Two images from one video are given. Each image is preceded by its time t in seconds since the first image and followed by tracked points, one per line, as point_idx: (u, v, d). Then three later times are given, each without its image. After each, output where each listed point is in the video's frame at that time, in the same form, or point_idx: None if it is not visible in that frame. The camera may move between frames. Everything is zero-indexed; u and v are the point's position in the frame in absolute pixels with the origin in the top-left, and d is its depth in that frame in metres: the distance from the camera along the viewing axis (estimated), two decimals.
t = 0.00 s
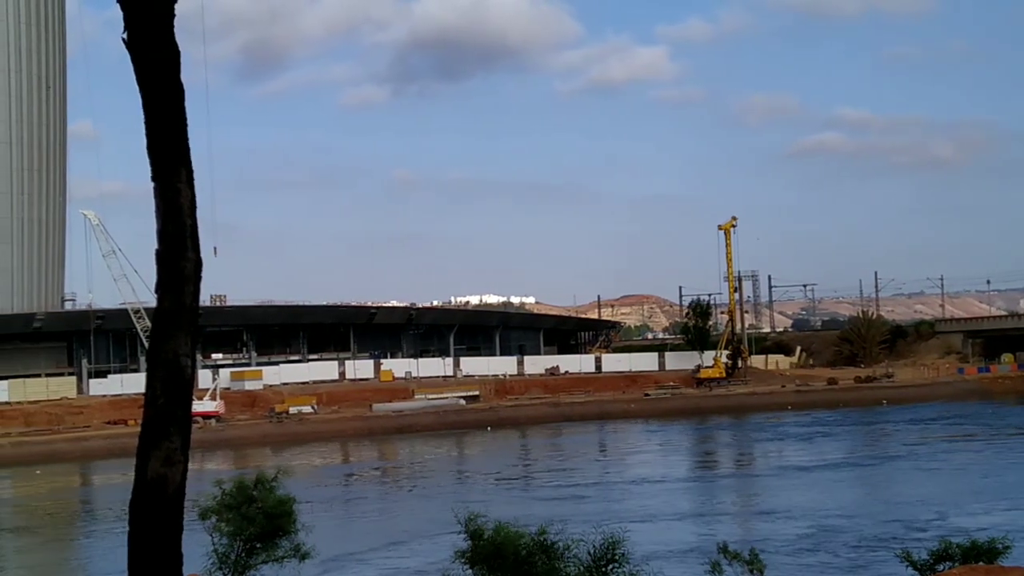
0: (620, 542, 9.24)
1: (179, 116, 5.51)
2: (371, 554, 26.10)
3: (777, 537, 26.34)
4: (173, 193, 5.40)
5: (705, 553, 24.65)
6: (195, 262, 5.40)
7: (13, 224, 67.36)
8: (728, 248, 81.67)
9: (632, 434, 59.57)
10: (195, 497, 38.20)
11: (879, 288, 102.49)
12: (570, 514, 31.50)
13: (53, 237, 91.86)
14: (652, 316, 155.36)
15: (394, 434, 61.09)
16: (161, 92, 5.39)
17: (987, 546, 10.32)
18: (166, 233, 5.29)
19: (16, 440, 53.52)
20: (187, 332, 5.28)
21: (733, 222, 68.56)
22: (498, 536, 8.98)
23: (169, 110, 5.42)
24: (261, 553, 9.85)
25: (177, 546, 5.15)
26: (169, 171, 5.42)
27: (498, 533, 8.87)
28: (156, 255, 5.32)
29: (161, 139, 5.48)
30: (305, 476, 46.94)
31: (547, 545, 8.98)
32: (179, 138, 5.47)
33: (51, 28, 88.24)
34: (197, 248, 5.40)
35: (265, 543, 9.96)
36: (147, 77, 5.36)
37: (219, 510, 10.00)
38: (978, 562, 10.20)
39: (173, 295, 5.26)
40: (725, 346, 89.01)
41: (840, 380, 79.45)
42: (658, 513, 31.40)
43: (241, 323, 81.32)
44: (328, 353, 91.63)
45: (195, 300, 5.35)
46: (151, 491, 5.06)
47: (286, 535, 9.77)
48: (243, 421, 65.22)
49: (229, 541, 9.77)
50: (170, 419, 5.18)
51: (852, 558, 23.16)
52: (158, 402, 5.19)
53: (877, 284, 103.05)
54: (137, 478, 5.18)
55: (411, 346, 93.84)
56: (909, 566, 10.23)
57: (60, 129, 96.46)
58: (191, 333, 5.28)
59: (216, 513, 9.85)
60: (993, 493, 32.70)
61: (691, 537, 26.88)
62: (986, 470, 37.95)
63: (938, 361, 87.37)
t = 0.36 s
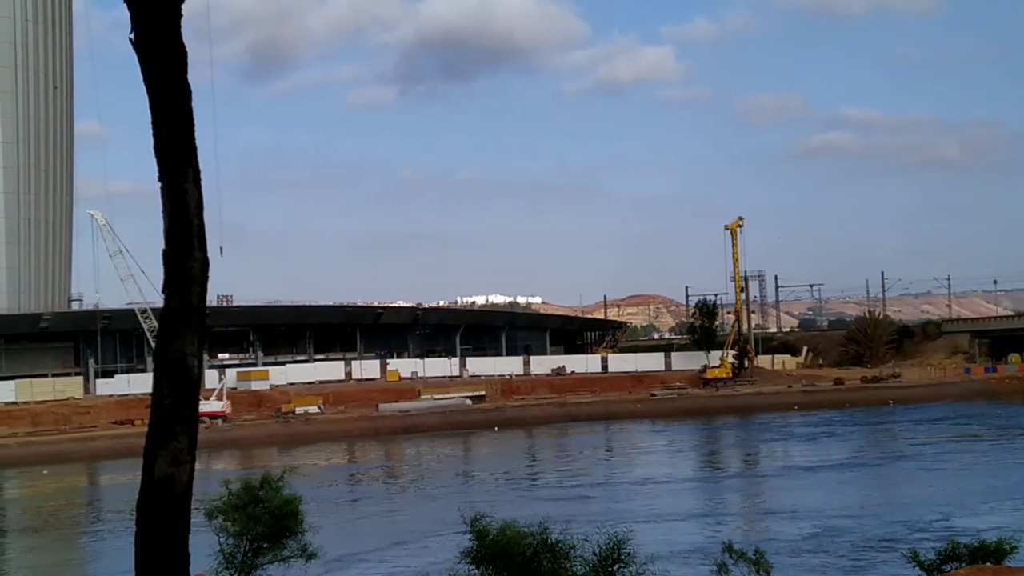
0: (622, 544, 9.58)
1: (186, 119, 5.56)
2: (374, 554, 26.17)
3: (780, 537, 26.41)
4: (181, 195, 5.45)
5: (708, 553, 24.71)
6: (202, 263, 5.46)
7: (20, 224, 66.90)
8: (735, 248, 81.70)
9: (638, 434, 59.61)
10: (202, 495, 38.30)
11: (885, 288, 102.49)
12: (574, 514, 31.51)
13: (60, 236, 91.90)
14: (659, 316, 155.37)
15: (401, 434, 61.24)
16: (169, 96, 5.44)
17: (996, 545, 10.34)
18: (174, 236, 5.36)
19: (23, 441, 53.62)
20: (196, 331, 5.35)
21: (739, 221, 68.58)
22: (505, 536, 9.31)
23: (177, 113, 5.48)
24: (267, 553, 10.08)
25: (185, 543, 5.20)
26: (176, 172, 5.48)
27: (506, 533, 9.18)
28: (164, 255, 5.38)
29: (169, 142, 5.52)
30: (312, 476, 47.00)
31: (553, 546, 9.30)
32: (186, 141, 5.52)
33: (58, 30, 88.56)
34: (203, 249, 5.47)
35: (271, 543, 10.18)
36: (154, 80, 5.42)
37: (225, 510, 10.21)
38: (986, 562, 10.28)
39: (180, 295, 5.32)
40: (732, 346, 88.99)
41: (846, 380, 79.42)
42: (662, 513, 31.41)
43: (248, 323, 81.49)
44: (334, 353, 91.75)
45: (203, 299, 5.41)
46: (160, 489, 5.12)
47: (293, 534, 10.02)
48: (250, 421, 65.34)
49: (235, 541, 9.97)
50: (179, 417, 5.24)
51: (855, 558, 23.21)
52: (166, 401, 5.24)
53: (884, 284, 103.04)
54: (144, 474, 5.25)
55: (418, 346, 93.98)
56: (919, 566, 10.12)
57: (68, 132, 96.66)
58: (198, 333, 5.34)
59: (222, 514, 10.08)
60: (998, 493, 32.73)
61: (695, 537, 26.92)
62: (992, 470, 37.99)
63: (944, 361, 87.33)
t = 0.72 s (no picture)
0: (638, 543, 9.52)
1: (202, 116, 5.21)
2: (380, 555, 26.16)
3: (792, 537, 26.48)
4: (195, 195, 5.07)
5: (720, 553, 24.76)
6: (217, 263, 5.07)
7: (33, 224, 66.00)
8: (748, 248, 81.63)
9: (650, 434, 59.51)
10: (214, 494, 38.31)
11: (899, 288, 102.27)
12: (585, 515, 31.55)
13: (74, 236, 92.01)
14: (672, 316, 155.42)
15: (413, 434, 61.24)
16: (184, 94, 5.09)
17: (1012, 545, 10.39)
18: (187, 234, 4.98)
19: (36, 440, 53.58)
20: (210, 330, 4.97)
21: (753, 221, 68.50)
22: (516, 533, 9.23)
23: (191, 109, 5.13)
24: (281, 553, 10.22)
25: (199, 550, 4.86)
26: (190, 169, 5.10)
27: (516, 530, 9.14)
28: (177, 254, 5.00)
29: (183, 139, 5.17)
30: (325, 475, 46.99)
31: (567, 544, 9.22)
32: (200, 137, 5.16)
33: (70, 30, 88.30)
34: (218, 249, 5.07)
35: (285, 543, 10.31)
36: (167, 74, 5.07)
37: (239, 510, 10.39)
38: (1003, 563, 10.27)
39: (193, 295, 4.94)
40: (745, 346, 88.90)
41: (860, 380, 79.30)
42: (672, 513, 31.45)
43: (261, 323, 81.61)
44: (347, 353, 91.76)
45: (218, 299, 5.02)
46: (172, 491, 4.76)
47: (306, 534, 10.16)
48: (263, 421, 65.40)
49: (249, 541, 10.11)
50: (192, 418, 4.87)
51: (863, 558, 23.32)
52: (179, 402, 4.87)
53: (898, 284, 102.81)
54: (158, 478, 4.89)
55: (431, 346, 93.94)
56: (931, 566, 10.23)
57: (81, 134, 96.41)
58: (212, 334, 4.96)
59: (236, 513, 10.25)
60: (1011, 494, 32.66)
61: (707, 537, 26.97)
62: (1006, 471, 37.89)
63: (958, 361, 87.14)
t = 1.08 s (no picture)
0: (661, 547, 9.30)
1: (222, 116, 5.16)
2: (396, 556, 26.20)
3: (810, 537, 26.47)
4: (215, 196, 5.01)
5: (740, 553, 24.75)
6: (237, 263, 5.00)
7: (55, 225, 65.12)
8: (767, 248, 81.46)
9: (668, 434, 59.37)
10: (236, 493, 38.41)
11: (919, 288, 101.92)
12: (602, 514, 31.57)
13: (94, 235, 92.15)
14: (691, 316, 155.59)
15: (432, 434, 61.20)
16: (205, 98, 5.06)
17: None
18: (207, 234, 4.92)
19: (57, 440, 53.51)
20: (230, 329, 4.90)
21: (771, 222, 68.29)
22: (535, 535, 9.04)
23: (211, 110, 5.08)
24: (300, 553, 10.08)
25: (219, 549, 4.79)
26: (210, 171, 5.06)
27: (535, 532, 8.96)
28: (196, 255, 4.95)
29: (204, 143, 5.12)
30: (345, 476, 47.02)
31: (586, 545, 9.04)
32: (221, 137, 5.11)
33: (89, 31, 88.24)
34: (238, 251, 5.01)
35: (303, 544, 10.15)
36: (187, 75, 5.03)
37: (256, 510, 10.22)
38: None
39: (213, 296, 4.88)
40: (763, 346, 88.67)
41: (878, 381, 78.98)
42: (689, 513, 31.47)
43: (278, 323, 81.69)
44: (365, 353, 91.68)
45: (237, 298, 4.96)
46: (193, 492, 4.70)
47: (325, 535, 10.00)
48: (282, 421, 65.40)
49: (267, 541, 9.94)
50: (212, 418, 4.80)
51: (878, 557, 23.35)
52: (200, 402, 4.81)
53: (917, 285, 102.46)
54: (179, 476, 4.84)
55: (449, 347, 93.79)
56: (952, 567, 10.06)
57: (100, 136, 96.34)
58: (232, 333, 4.88)
59: (254, 513, 10.10)
60: None
61: (725, 537, 26.97)
62: None
63: (977, 361, 86.64)
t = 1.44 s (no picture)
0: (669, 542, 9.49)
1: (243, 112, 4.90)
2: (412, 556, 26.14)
3: (828, 536, 26.25)
4: (235, 195, 4.74)
5: (757, 552, 24.55)
6: (257, 263, 4.72)
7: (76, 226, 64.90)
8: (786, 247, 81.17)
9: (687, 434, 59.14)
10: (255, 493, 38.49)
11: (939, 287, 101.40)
12: (620, 515, 31.40)
13: (115, 236, 92.54)
14: (708, 316, 155.70)
15: (450, 434, 61.19)
16: (227, 93, 4.77)
17: None
18: (231, 232, 4.65)
19: (77, 441, 53.75)
20: (251, 330, 4.62)
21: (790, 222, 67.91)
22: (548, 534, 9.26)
23: (232, 106, 4.80)
24: (319, 552, 10.53)
25: (240, 554, 4.49)
26: (230, 170, 4.77)
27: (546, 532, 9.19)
28: (216, 254, 4.67)
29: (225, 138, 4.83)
30: (365, 476, 46.98)
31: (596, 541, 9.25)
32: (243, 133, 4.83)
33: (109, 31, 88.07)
34: (258, 249, 4.73)
35: (322, 544, 10.60)
36: (204, 69, 4.73)
37: (277, 510, 10.67)
38: None
39: (234, 295, 4.59)
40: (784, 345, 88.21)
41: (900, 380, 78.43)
42: (706, 514, 31.24)
43: (298, 324, 81.88)
44: (384, 353, 91.74)
45: (258, 297, 4.67)
46: (213, 494, 4.40)
47: (345, 534, 10.43)
48: (302, 422, 65.45)
49: (289, 541, 10.41)
50: (232, 420, 4.50)
51: (896, 557, 23.14)
52: (221, 401, 4.51)
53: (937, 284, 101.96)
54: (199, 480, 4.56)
55: (468, 347, 93.61)
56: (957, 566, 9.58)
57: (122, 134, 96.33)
58: (253, 333, 4.59)
59: (275, 512, 10.55)
60: None
61: (743, 537, 26.77)
62: None
63: (998, 360, 86.07)
